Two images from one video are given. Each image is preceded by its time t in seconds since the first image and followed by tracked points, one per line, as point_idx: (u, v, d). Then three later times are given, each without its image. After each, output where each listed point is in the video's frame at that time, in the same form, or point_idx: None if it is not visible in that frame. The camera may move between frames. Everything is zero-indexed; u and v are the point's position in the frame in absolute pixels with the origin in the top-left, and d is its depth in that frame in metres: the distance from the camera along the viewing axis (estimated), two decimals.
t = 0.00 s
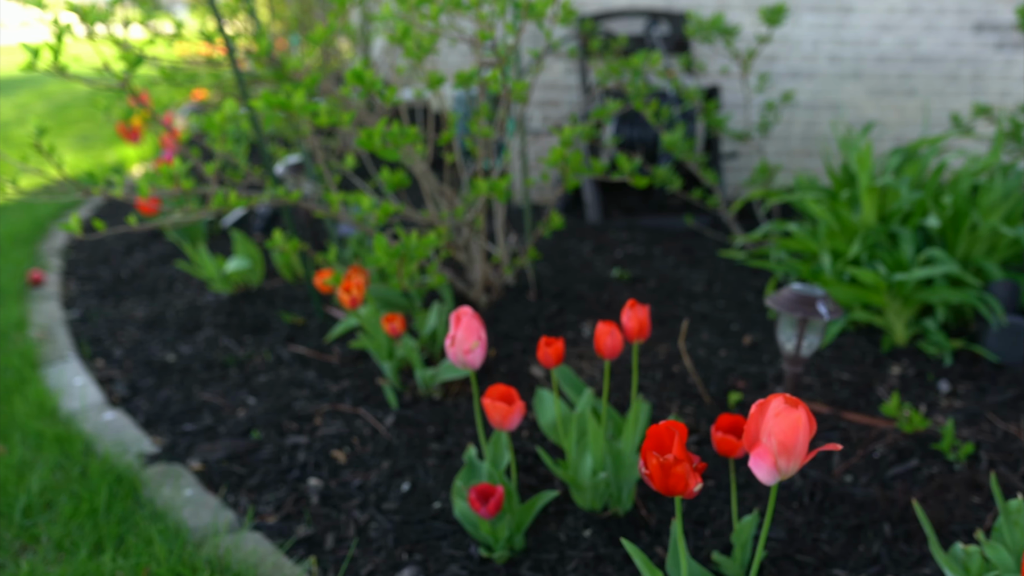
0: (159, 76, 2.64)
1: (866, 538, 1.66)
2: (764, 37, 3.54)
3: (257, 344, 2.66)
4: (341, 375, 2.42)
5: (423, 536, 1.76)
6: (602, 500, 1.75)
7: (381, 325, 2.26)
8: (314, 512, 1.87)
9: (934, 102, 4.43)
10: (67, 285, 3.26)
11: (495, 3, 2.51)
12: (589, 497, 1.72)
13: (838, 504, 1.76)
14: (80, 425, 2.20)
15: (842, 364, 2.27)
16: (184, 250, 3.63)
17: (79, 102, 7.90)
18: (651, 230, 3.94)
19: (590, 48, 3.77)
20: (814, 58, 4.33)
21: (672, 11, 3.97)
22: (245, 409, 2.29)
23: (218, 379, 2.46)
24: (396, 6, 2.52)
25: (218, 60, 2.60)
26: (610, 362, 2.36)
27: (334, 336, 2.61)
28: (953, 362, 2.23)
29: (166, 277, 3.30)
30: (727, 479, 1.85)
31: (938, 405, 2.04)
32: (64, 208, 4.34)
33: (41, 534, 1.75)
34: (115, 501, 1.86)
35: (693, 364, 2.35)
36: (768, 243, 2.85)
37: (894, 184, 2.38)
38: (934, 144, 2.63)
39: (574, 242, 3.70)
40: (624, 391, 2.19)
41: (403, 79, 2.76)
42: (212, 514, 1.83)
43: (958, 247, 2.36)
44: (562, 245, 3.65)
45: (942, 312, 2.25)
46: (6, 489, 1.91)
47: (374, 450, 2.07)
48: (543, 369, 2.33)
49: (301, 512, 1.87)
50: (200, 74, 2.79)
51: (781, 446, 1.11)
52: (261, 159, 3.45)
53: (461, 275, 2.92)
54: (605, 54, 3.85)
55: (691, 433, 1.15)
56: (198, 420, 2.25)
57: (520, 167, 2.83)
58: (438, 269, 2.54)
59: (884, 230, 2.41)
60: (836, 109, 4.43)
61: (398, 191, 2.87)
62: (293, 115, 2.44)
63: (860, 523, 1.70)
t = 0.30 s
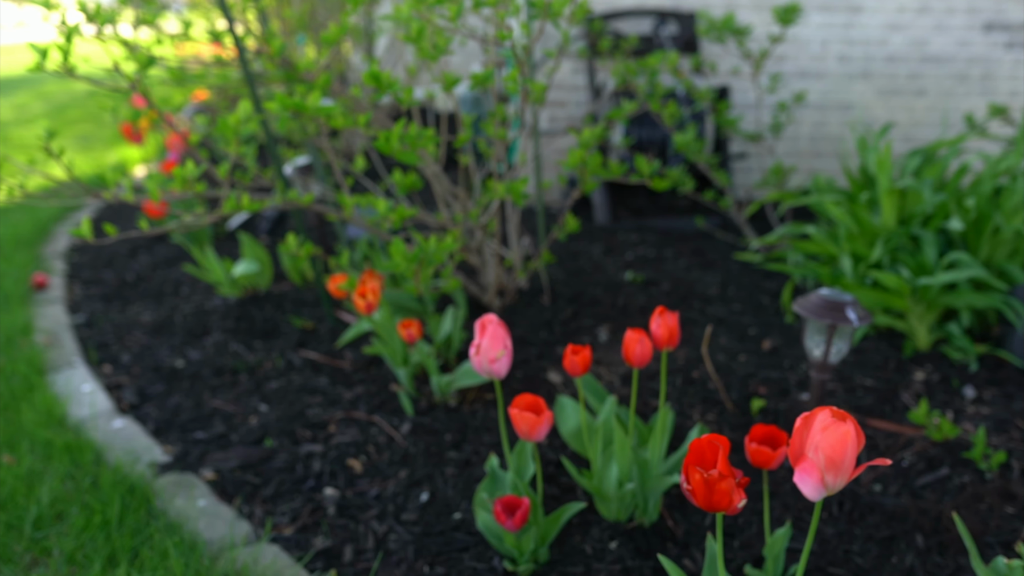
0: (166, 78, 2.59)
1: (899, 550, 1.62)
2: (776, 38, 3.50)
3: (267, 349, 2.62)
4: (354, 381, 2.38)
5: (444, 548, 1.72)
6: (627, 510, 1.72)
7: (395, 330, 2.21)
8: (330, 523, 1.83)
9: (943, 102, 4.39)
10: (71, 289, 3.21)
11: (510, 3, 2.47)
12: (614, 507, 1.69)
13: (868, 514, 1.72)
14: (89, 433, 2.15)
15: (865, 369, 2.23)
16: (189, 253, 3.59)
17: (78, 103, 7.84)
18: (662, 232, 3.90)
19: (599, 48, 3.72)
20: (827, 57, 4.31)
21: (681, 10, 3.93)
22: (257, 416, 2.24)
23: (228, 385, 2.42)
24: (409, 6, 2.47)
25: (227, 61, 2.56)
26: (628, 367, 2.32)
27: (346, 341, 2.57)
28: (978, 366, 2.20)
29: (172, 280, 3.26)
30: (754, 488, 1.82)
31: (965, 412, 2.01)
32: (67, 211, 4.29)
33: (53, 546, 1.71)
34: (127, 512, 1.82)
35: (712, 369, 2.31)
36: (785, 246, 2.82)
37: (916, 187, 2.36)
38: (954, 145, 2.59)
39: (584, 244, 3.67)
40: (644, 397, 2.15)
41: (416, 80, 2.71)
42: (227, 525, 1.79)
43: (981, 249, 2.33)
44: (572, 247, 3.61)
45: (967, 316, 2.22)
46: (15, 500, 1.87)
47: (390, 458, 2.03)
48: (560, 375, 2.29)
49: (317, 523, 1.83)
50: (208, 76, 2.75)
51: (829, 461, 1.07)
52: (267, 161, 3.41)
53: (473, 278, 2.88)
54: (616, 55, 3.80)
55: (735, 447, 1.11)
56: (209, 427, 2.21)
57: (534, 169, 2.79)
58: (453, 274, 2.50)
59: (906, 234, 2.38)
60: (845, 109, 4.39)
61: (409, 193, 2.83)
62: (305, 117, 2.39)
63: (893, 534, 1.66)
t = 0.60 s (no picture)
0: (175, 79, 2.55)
1: (930, 561, 1.59)
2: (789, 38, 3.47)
3: (278, 354, 2.59)
4: (368, 387, 2.35)
5: (465, 560, 1.69)
6: (652, 520, 1.68)
7: (410, 336, 2.18)
8: (348, 533, 1.79)
9: (952, 103, 4.33)
10: (77, 292, 3.18)
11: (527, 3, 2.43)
12: (638, 518, 1.65)
13: (897, 524, 1.69)
14: (100, 441, 2.12)
15: (887, 375, 2.20)
16: (195, 255, 3.55)
17: (78, 103, 7.79)
18: (672, 234, 3.87)
19: (609, 49, 3.67)
20: (836, 58, 4.27)
21: (691, 11, 3.90)
22: (270, 423, 2.21)
23: (239, 392, 2.39)
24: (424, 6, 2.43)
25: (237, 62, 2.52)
26: (646, 373, 2.29)
27: (358, 347, 2.54)
28: (1001, 372, 2.17)
29: (179, 283, 3.22)
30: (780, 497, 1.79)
31: (990, 419, 1.99)
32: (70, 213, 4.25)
33: (66, 558, 1.68)
34: (141, 523, 1.79)
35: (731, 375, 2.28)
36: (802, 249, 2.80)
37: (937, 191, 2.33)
38: (974, 147, 2.56)
39: (594, 247, 3.63)
40: (664, 404, 2.13)
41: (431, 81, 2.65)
42: (243, 536, 1.76)
43: (1003, 253, 2.30)
44: (583, 250, 3.57)
45: (990, 321, 2.19)
46: (27, 510, 1.83)
47: (407, 466, 1.99)
48: (577, 381, 2.26)
49: (335, 533, 1.79)
50: (217, 77, 2.71)
51: (874, 477, 1.02)
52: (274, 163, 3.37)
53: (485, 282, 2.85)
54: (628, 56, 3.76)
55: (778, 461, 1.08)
56: (222, 434, 2.17)
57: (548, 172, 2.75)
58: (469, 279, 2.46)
59: (927, 237, 2.36)
60: (854, 110, 4.35)
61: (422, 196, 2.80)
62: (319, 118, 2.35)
63: (923, 544, 1.63)
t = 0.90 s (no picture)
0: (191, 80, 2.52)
1: (965, 566, 1.56)
2: (802, 37, 3.43)
3: (293, 357, 2.57)
4: (386, 390, 2.32)
5: (492, 567, 1.66)
6: (682, 526, 1.66)
7: (430, 338, 2.17)
8: (372, 539, 1.77)
9: (962, 103, 4.29)
10: (88, 295, 3.15)
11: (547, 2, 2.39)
12: (668, 523, 1.64)
13: (930, 528, 1.67)
14: (118, 446, 2.09)
15: (912, 377, 2.18)
16: (206, 258, 3.52)
17: (81, 104, 7.77)
18: (684, 234, 3.85)
19: (622, 49, 3.63)
20: (844, 59, 4.22)
21: (699, 11, 3.84)
22: (288, 427, 2.19)
23: (256, 395, 2.37)
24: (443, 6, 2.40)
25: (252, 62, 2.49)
26: (667, 376, 2.27)
27: (374, 350, 2.51)
28: None
29: (191, 286, 3.20)
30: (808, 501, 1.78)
31: (1018, 421, 1.97)
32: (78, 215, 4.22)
33: (87, 566, 1.65)
34: (162, 530, 1.76)
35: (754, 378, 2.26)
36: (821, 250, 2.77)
37: (961, 191, 2.31)
38: (994, 147, 2.54)
39: (607, 247, 3.61)
40: (689, 408, 2.11)
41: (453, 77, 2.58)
42: (265, 544, 1.74)
43: None
44: (596, 251, 3.55)
45: (1016, 322, 2.17)
46: (46, 517, 1.81)
47: (430, 471, 1.97)
48: (598, 384, 2.24)
49: (358, 539, 1.77)
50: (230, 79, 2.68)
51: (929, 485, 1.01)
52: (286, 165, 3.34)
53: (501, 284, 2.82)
54: (642, 56, 3.72)
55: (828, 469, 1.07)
56: (240, 439, 2.15)
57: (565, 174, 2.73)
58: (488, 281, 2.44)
59: (950, 238, 2.34)
60: (863, 110, 4.31)
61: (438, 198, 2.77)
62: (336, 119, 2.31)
63: (958, 549, 1.61)
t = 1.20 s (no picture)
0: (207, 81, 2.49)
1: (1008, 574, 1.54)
2: (818, 36, 3.40)
3: (311, 360, 2.53)
4: (407, 395, 2.29)
5: None
6: (718, 533, 1.63)
7: (453, 343, 2.15)
8: (399, 548, 1.74)
9: (974, 102, 4.25)
10: (99, 299, 3.12)
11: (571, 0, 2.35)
12: (704, 529, 1.61)
13: (969, 534, 1.64)
14: (137, 453, 2.06)
15: (941, 379, 2.15)
16: (217, 260, 3.49)
17: (84, 105, 7.74)
18: (698, 235, 3.82)
19: (637, 49, 3.59)
20: (856, 58, 4.19)
21: (712, 11, 3.80)
22: (309, 433, 2.16)
23: (275, 400, 2.33)
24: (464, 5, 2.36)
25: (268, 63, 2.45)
26: (693, 379, 2.24)
27: (394, 353, 2.48)
28: None
29: (203, 288, 3.17)
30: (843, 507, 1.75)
31: None
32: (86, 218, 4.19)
33: None
34: (186, 540, 1.73)
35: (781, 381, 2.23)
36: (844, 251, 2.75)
37: (988, 191, 2.28)
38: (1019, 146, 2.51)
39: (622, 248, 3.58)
40: (717, 411, 2.08)
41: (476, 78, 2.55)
42: (291, 553, 1.70)
43: None
44: (610, 252, 3.52)
45: None
46: (67, 526, 1.78)
47: (455, 477, 1.94)
48: (622, 387, 2.21)
49: (386, 547, 1.74)
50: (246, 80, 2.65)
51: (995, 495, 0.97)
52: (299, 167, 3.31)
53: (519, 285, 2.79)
54: (657, 56, 3.69)
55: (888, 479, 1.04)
56: (261, 445, 2.12)
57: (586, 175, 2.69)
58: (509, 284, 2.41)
59: (978, 238, 2.31)
60: (875, 109, 4.27)
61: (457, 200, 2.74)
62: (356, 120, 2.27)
63: (999, 556, 1.58)
